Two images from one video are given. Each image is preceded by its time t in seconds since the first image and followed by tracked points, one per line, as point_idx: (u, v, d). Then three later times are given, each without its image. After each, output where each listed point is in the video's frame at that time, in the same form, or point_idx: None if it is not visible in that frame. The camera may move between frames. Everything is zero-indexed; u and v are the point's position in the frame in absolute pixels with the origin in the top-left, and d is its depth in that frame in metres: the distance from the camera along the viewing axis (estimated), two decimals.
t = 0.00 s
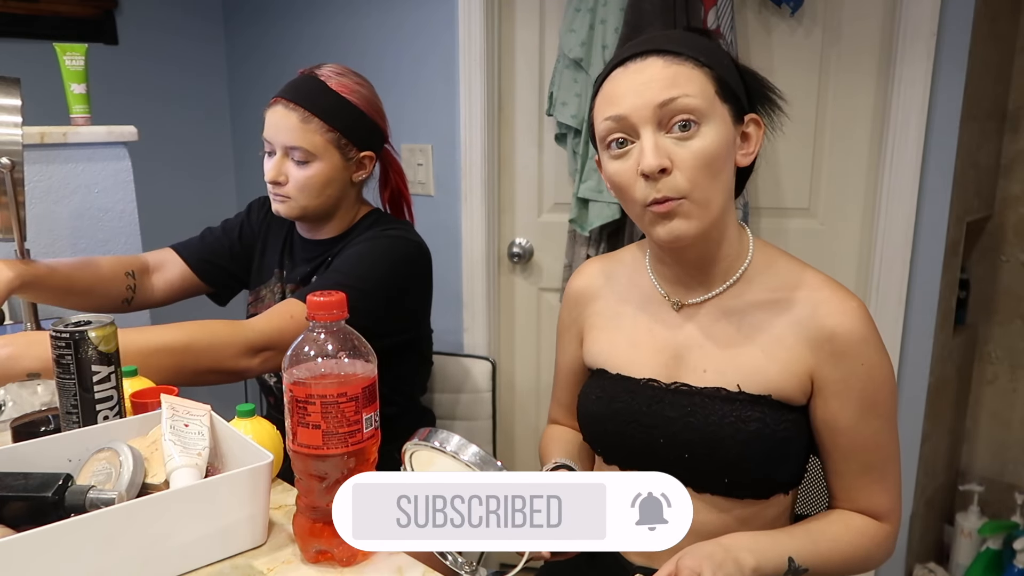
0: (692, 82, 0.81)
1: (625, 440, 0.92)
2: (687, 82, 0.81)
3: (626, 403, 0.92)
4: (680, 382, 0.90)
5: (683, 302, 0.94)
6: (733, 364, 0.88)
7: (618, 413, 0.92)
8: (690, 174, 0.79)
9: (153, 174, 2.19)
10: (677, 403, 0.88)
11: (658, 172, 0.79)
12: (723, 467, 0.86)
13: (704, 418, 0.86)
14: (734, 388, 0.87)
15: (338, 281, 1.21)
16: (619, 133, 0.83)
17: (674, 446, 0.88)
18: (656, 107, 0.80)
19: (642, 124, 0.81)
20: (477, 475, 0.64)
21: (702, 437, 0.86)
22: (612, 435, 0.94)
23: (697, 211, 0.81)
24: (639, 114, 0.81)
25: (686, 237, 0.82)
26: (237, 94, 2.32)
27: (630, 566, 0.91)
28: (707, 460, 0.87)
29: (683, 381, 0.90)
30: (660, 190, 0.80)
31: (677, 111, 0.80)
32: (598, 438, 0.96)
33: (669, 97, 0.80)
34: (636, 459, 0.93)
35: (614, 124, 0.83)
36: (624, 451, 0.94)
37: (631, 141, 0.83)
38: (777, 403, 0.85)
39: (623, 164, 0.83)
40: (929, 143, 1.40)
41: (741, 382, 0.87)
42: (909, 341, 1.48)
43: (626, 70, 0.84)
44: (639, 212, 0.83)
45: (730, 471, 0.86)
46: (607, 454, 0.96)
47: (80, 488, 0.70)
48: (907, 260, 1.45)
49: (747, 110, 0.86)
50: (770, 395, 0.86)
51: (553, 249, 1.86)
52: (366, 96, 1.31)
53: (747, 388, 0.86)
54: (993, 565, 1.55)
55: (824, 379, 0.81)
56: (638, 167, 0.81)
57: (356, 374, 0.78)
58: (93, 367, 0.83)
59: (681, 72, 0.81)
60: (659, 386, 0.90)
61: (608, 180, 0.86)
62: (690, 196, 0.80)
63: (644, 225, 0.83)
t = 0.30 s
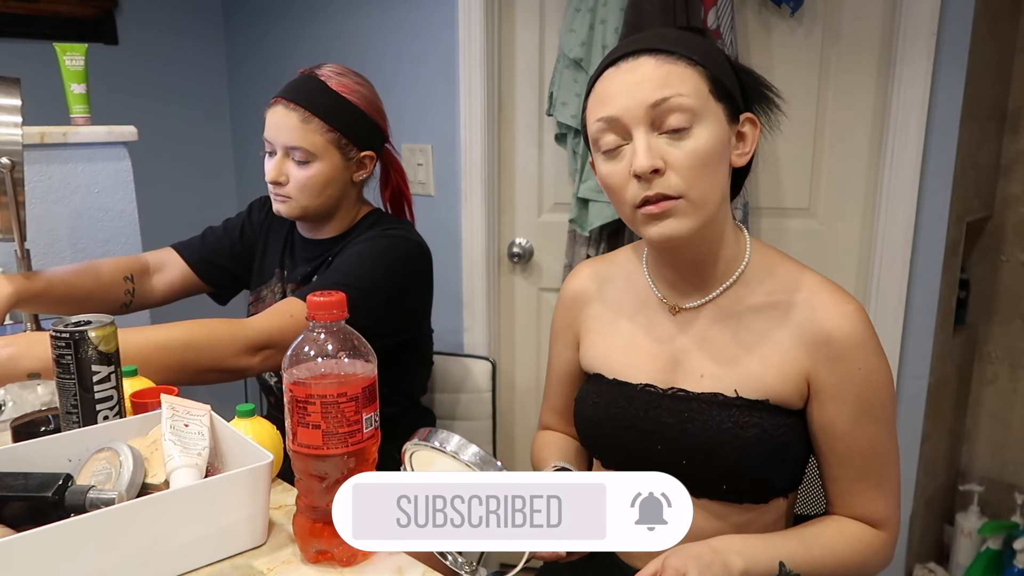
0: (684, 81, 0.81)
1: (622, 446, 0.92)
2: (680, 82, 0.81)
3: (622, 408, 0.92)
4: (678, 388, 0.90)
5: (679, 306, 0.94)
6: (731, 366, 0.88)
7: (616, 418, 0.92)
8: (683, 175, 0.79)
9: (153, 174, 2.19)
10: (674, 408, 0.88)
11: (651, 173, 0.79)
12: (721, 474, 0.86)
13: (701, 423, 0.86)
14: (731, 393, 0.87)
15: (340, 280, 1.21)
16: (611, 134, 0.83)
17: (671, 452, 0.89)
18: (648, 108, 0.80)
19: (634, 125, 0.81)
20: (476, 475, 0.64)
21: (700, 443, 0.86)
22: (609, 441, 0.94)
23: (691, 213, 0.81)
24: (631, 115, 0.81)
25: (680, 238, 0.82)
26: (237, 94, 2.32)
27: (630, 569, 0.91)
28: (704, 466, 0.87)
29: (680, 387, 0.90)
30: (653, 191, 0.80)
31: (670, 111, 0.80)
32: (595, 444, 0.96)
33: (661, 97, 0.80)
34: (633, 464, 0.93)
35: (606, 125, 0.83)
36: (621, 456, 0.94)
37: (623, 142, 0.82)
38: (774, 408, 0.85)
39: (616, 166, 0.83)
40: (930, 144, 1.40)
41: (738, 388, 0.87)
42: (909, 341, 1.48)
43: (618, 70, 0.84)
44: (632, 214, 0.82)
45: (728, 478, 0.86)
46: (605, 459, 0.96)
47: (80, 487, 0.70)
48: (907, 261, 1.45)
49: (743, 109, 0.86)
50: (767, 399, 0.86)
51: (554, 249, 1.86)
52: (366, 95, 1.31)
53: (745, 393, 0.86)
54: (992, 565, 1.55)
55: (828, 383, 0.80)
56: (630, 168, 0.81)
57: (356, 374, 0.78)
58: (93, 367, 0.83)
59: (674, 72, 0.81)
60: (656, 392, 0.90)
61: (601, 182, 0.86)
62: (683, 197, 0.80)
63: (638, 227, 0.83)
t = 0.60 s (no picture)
0: (665, 84, 0.80)
1: (612, 454, 0.93)
2: (662, 85, 0.80)
3: (611, 417, 0.92)
4: (666, 396, 0.90)
5: (667, 312, 0.94)
6: (728, 368, 0.88)
7: (605, 426, 0.92)
8: (664, 181, 0.79)
9: (153, 174, 2.19)
10: (663, 417, 0.88)
11: (632, 180, 0.78)
12: (711, 483, 0.87)
13: (689, 432, 0.86)
14: (721, 401, 0.87)
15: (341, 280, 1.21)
16: (592, 140, 0.83)
17: (661, 460, 0.89)
18: (629, 112, 0.79)
19: (615, 130, 0.81)
20: (476, 475, 0.64)
21: (689, 452, 0.86)
22: (600, 448, 0.94)
23: (674, 219, 0.80)
24: (611, 120, 0.81)
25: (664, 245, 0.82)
26: (237, 94, 2.32)
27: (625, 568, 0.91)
28: (694, 474, 0.87)
29: (669, 395, 0.90)
30: (635, 199, 0.79)
31: (652, 115, 0.80)
32: (587, 452, 0.96)
33: (643, 100, 0.79)
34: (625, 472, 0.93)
35: (586, 130, 0.83)
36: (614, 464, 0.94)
37: (604, 148, 0.82)
38: (763, 415, 0.85)
39: (598, 172, 0.82)
40: (930, 143, 1.40)
41: (726, 397, 0.87)
42: (909, 341, 1.48)
43: (597, 72, 0.83)
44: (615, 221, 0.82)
45: (718, 488, 0.87)
46: (598, 466, 0.97)
47: (80, 487, 0.70)
48: (907, 261, 1.45)
49: (727, 110, 0.86)
50: (756, 407, 0.86)
51: (554, 248, 1.86)
52: (364, 96, 1.31)
53: (733, 402, 0.87)
54: (992, 565, 1.55)
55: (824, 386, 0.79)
56: (612, 175, 0.80)
57: (356, 374, 0.78)
58: (93, 367, 0.83)
59: (654, 74, 0.80)
60: (644, 401, 0.90)
61: (584, 188, 0.86)
62: (666, 204, 0.80)
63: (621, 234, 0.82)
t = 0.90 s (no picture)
0: (642, 89, 0.80)
1: (604, 461, 0.93)
2: (638, 90, 0.80)
3: (602, 424, 0.92)
4: (656, 402, 0.90)
5: (653, 316, 0.94)
6: (726, 369, 0.88)
7: (595, 433, 0.92)
8: (645, 189, 0.79)
9: (152, 174, 2.19)
10: (652, 423, 0.89)
11: (613, 189, 0.79)
12: (704, 488, 0.87)
13: (680, 436, 0.87)
14: (709, 406, 0.88)
15: (301, 242, 1.19)
16: (569, 148, 0.82)
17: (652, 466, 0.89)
18: (607, 120, 0.79)
19: (592, 138, 0.80)
20: (476, 475, 0.65)
21: (679, 457, 0.87)
22: (590, 455, 0.94)
23: (656, 227, 0.81)
24: (589, 128, 0.80)
25: (648, 254, 0.82)
26: (237, 94, 2.32)
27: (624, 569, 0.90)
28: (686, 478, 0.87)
29: (658, 400, 0.90)
30: (616, 208, 0.80)
31: (630, 121, 0.79)
32: (579, 459, 0.96)
33: (620, 107, 0.79)
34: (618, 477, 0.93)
35: (563, 139, 0.82)
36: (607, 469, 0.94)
37: (583, 156, 0.82)
38: (752, 419, 0.86)
39: (577, 180, 0.82)
40: (930, 141, 1.40)
41: (715, 401, 0.87)
42: (908, 341, 1.48)
43: (572, 79, 0.83)
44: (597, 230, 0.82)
45: (711, 492, 0.87)
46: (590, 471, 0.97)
47: (81, 487, 0.70)
48: (906, 261, 1.45)
49: (707, 111, 0.86)
50: (745, 410, 0.86)
51: (554, 248, 1.86)
52: (344, 93, 1.31)
53: (722, 406, 0.87)
54: (992, 565, 1.55)
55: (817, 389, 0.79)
56: (591, 184, 0.80)
57: (356, 374, 0.78)
58: (93, 367, 0.83)
59: (631, 79, 0.80)
60: (634, 407, 0.90)
61: (564, 196, 0.86)
62: (647, 213, 0.80)
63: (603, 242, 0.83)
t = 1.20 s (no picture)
0: (652, 86, 0.80)
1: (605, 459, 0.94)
2: (648, 87, 0.80)
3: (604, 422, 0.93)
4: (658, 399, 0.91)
5: (657, 313, 0.95)
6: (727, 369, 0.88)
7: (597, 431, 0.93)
8: (654, 184, 0.79)
9: (152, 174, 2.19)
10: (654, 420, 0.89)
11: (622, 183, 0.79)
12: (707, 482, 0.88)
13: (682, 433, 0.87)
14: (713, 401, 0.89)
15: (281, 237, 1.20)
16: (578, 143, 0.82)
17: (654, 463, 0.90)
18: (617, 115, 0.79)
19: (602, 133, 0.80)
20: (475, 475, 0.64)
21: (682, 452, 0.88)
22: (591, 453, 0.95)
23: (665, 222, 0.81)
24: (599, 123, 0.80)
25: (657, 249, 0.82)
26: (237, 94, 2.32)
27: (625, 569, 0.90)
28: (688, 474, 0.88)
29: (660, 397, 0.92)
30: (626, 202, 0.80)
31: (640, 117, 0.79)
32: (580, 456, 0.97)
33: (630, 103, 0.79)
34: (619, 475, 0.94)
35: (572, 133, 0.82)
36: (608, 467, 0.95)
37: (592, 151, 0.81)
38: (757, 413, 0.87)
39: (585, 175, 0.82)
40: (930, 142, 1.40)
41: (720, 395, 0.89)
42: (909, 341, 1.48)
43: (581, 75, 0.82)
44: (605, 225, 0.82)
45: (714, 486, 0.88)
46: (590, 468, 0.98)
47: (80, 487, 0.70)
48: (906, 261, 1.45)
49: (713, 111, 0.86)
50: (749, 404, 0.88)
51: (553, 248, 1.86)
52: (322, 91, 1.31)
53: (726, 400, 0.88)
54: (992, 566, 1.55)
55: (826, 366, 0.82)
56: (600, 179, 0.80)
57: (356, 374, 0.78)
58: (93, 367, 0.83)
59: (641, 75, 0.80)
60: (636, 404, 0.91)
61: (571, 191, 0.85)
62: (656, 208, 0.80)
63: (611, 238, 0.83)
